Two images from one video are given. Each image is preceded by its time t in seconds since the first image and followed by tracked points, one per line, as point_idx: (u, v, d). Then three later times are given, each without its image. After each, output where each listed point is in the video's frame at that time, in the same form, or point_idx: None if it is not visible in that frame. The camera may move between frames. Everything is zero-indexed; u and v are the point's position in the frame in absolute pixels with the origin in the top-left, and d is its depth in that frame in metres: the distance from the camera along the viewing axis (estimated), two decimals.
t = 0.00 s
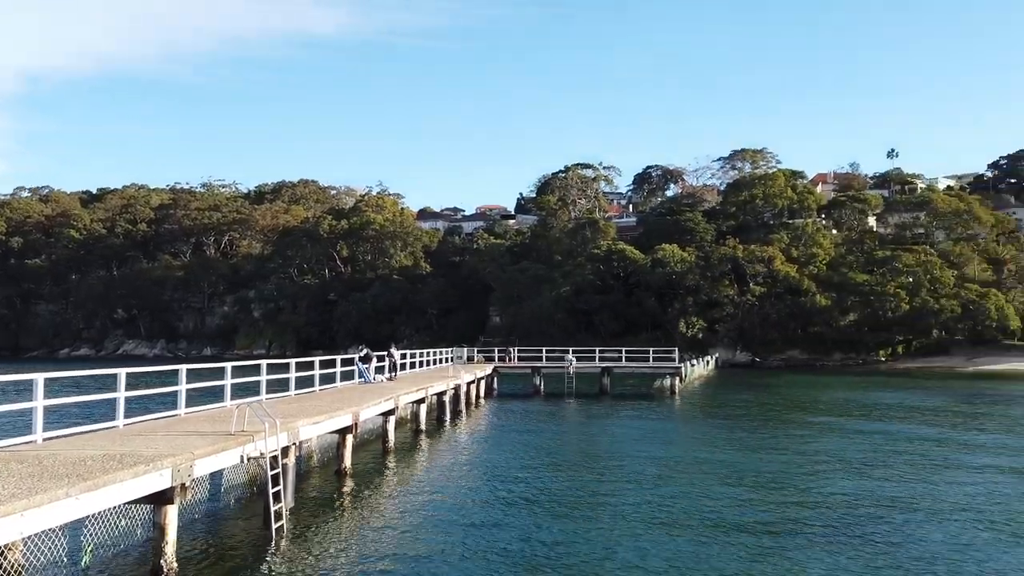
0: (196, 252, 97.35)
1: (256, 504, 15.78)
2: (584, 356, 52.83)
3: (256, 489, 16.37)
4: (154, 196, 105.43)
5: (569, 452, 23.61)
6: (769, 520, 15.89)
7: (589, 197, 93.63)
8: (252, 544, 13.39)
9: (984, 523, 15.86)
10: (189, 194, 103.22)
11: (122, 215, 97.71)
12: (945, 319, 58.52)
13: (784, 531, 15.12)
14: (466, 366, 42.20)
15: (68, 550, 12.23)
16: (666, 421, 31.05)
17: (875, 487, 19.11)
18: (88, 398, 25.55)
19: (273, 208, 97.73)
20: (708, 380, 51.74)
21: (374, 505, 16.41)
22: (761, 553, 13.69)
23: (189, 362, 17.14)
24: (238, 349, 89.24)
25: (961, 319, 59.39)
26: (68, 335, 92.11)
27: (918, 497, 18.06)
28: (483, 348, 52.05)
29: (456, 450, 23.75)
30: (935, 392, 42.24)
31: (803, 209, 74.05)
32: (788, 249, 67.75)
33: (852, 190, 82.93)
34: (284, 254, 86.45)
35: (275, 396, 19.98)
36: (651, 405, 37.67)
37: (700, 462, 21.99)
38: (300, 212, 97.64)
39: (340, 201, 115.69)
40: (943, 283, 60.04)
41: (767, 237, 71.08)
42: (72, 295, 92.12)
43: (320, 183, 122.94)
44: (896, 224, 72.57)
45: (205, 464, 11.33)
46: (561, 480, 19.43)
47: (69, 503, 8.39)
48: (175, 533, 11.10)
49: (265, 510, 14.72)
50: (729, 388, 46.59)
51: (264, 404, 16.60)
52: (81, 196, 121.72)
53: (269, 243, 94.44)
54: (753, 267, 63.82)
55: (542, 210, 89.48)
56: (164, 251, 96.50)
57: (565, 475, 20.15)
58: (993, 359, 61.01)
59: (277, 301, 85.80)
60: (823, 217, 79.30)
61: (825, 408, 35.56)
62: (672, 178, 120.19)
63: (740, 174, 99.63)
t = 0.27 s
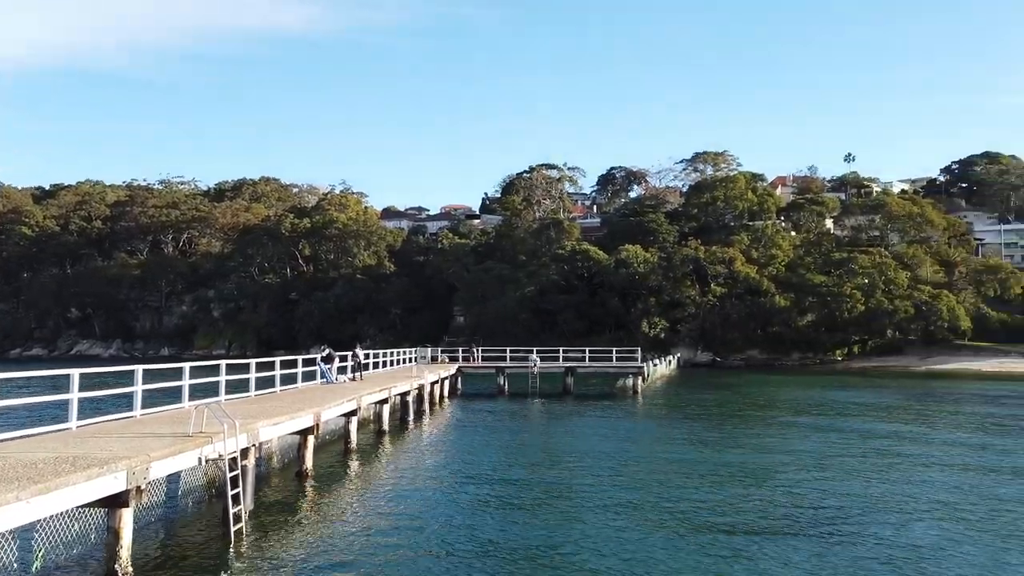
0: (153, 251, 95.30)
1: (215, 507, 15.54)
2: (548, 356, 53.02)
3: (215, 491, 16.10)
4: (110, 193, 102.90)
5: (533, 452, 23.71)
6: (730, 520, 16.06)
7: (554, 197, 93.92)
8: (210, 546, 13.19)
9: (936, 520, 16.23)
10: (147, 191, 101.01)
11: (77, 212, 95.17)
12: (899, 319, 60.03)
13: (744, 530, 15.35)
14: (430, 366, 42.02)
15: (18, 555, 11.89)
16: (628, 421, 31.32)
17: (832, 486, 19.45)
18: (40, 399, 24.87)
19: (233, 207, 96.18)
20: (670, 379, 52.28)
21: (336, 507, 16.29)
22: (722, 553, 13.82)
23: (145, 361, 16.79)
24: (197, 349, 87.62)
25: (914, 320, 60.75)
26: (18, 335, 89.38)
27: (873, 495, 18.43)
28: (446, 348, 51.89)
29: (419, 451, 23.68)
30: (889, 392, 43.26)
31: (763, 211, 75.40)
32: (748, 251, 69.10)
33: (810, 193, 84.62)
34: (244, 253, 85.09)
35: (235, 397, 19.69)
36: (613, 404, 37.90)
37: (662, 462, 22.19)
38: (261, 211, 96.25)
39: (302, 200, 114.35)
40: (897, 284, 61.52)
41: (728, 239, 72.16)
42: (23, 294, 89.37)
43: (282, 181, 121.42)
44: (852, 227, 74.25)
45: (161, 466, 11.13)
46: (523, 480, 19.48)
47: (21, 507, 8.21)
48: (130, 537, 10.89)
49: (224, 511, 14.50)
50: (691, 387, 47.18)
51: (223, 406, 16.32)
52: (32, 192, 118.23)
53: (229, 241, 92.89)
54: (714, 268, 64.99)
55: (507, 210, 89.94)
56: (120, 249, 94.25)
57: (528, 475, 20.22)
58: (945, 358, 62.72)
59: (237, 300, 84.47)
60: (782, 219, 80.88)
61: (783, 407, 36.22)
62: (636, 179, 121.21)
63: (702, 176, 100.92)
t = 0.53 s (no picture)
0: (109, 248, 93.07)
1: (173, 510, 15.24)
2: (513, 356, 53.11)
3: (172, 494, 15.81)
4: (64, 189, 100.19)
5: (497, 452, 23.72)
6: (693, 519, 16.25)
7: (519, 197, 93.99)
8: (167, 550, 12.97)
9: (892, 517, 16.65)
10: (102, 187, 98.60)
11: (28, 208, 92.45)
12: (855, 319, 61.46)
13: (704, 528, 15.59)
14: (393, 366, 41.77)
15: None
16: (591, 420, 31.55)
17: (792, 484, 19.81)
18: None
19: (192, 204, 94.39)
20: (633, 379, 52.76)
21: (298, 509, 16.11)
22: (686, 553, 13.97)
23: (100, 361, 16.40)
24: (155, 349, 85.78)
25: (869, 320, 62.26)
26: None
27: (831, 493, 18.81)
28: (411, 348, 51.62)
29: (382, 452, 23.54)
30: (846, 390, 44.27)
31: (725, 213, 76.59)
32: (710, 252, 70.13)
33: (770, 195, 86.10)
34: (204, 252, 83.59)
35: (193, 398, 19.35)
36: (577, 404, 38.12)
37: (625, 462, 22.38)
38: (221, 209, 94.68)
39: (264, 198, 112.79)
40: (853, 285, 62.94)
41: (690, 240, 73.07)
42: None
43: (243, 179, 119.66)
44: (811, 229, 75.79)
45: (116, 469, 10.90)
46: (487, 481, 19.48)
47: None
48: (84, 541, 10.66)
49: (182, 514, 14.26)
50: (654, 387, 47.66)
51: (181, 407, 16.03)
52: None
53: (188, 239, 91.13)
54: (677, 268, 65.89)
55: (472, 210, 89.93)
56: (74, 247, 91.84)
57: (492, 475, 20.24)
58: (898, 357, 64.41)
59: (196, 299, 82.93)
60: (743, 221, 82.21)
61: (743, 406, 36.83)
62: (600, 180, 122.10)
63: (665, 178, 102.02)
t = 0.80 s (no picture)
0: (63, 246, 90.61)
1: (129, 514, 14.93)
2: (478, 355, 53.09)
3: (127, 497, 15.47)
4: (15, 184, 97.29)
5: (461, 453, 23.69)
6: (657, 519, 16.42)
7: (485, 197, 93.86)
8: (122, 555, 12.71)
9: (848, 514, 17.04)
10: (56, 183, 96.01)
11: None
12: (813, 319, 62.72)
13: (665, 527, 15.77)
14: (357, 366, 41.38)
15: None
16: (555, 420, 31.70)
17: (752, 483, 20.13)
18: None
19: (150, 202, 92.41)
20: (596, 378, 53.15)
21: (259, 511, 15.93)
22: (650, 552, 14.11)
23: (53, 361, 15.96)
24: (111, 349, 83.75)
25: (827, 320, 63.61)
26: None
27: (790, 491, 19.17)
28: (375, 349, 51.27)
29: (345, 453, 23.34)
30: (804, 390, 45.15)
31: (688, 214, 77.56)
32: (673, 253, 70.95)
33: (732, 197, 87.36)
34: (163, 250, 81.91)
35: (150, 399, 18.95)
36: (541, 404, 38.26)
37: (589, 462, 22.53)
38: (181, 206, 92.94)
39: (224, 196, 111.02)
40: (812, 286, 64.20)
41: (654, 241, 73.83)
42: None
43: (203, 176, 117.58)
44: (771, 230, 77.09)
45: (70, 472, 10.65)
46: (451, 481, 19.45)
47: None
48: (36, 546, 10.39)
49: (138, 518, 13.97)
50: (618, 387, 47.99)
51: (138, 408, 15.69)
52: None
53: (145, 237, 89.19)
54: (640, 269, 66.71)
55: (438, 209, 89.69)
56: (26, 245, 89.22)
57: (456, 476, 20.24)
58: (854, 356, 65.91)
59: (155, 298, 81.21)
60: (705, 222, 83.32)
61: (705, 405, 37.35)
62: (565, 181, 122.67)
63: (630, 179, 102.83)
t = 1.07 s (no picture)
0: (15, 243, 88.04)
1: (83, 518, 14.58)
2: (442, 356, 52.95)
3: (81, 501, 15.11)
4: None
5: (424, 454, 23.60)
6: (620, 518, 16.49)
7: (450, 197, 93.56)
8: (76, 560, 12.41)
9: (806, 512, 17.30)
10: (7, 179, 93.31)
11: None
12: (773, 320, 63.87)
13: (628, 526, 15.92)
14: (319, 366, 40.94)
15: None
16: (519, 420, 31.78)
17: (713, 481, 20.36)
18: None
19: (106, 199, 90.29)
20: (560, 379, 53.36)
21: (218, 515, 15.68)
22: (614, 552, 14.16)
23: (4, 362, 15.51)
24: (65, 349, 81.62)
25: (786, 320, 64.83)
26: None
27: (750, 490, 19.41)
28: (337, 349, 50.78)
29: (306, 455, 23.11)
30: (764, 389, 45.86)
31: (651, 216, 78.42)
32: (636, 254, 71.62)
33: (694, 199, 88.46)
34: (119, 248, 80.09)
35: (105, 401, 18.53)
36: (505, 404, 38.27)
37: (553, 462, 22.58)
38: (138, 204, 91.01)
39: (184, 193, 109.12)
40: (772, 287, 65.30)
41: (617, 242, 74.41)
42: None
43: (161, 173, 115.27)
44: (732, 232, 78.24)
45: (21, 475, 10.37)
46: (414, 483, 19.35)
47: None
48: None
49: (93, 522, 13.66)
50: (582, 387, 48.08)
51: (92, 410, 15.33)
52: None
53: (101, 235, 87.12)
54: (604, 269, 67.17)
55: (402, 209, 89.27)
56: None
57: (419, 477, 20.13)
58: (812, 356, 67.24)
59: (111, 298, 79.34)
60: (668, 224, 84.24)
61: (667, 405, 37.76)
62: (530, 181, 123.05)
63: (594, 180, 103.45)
